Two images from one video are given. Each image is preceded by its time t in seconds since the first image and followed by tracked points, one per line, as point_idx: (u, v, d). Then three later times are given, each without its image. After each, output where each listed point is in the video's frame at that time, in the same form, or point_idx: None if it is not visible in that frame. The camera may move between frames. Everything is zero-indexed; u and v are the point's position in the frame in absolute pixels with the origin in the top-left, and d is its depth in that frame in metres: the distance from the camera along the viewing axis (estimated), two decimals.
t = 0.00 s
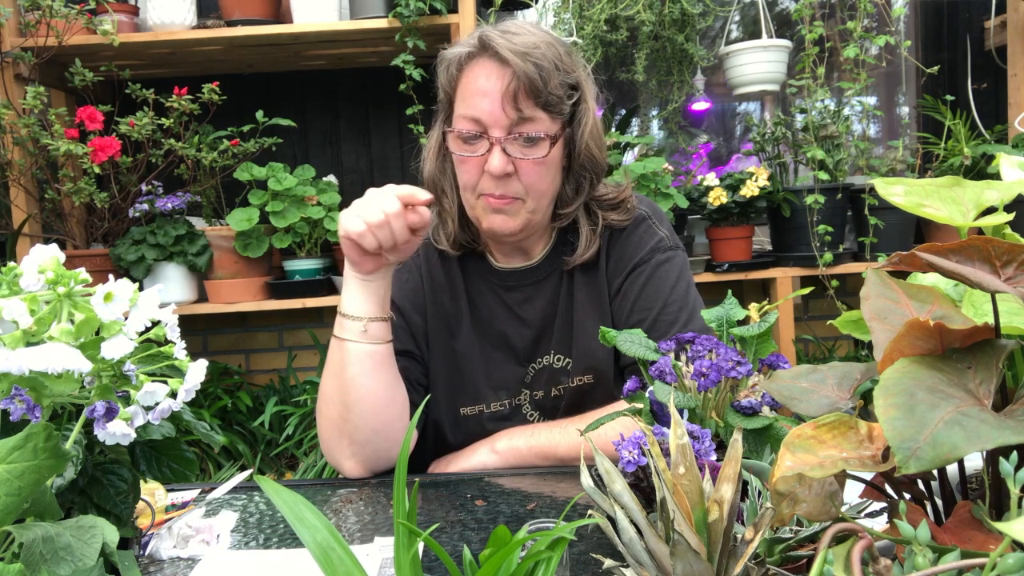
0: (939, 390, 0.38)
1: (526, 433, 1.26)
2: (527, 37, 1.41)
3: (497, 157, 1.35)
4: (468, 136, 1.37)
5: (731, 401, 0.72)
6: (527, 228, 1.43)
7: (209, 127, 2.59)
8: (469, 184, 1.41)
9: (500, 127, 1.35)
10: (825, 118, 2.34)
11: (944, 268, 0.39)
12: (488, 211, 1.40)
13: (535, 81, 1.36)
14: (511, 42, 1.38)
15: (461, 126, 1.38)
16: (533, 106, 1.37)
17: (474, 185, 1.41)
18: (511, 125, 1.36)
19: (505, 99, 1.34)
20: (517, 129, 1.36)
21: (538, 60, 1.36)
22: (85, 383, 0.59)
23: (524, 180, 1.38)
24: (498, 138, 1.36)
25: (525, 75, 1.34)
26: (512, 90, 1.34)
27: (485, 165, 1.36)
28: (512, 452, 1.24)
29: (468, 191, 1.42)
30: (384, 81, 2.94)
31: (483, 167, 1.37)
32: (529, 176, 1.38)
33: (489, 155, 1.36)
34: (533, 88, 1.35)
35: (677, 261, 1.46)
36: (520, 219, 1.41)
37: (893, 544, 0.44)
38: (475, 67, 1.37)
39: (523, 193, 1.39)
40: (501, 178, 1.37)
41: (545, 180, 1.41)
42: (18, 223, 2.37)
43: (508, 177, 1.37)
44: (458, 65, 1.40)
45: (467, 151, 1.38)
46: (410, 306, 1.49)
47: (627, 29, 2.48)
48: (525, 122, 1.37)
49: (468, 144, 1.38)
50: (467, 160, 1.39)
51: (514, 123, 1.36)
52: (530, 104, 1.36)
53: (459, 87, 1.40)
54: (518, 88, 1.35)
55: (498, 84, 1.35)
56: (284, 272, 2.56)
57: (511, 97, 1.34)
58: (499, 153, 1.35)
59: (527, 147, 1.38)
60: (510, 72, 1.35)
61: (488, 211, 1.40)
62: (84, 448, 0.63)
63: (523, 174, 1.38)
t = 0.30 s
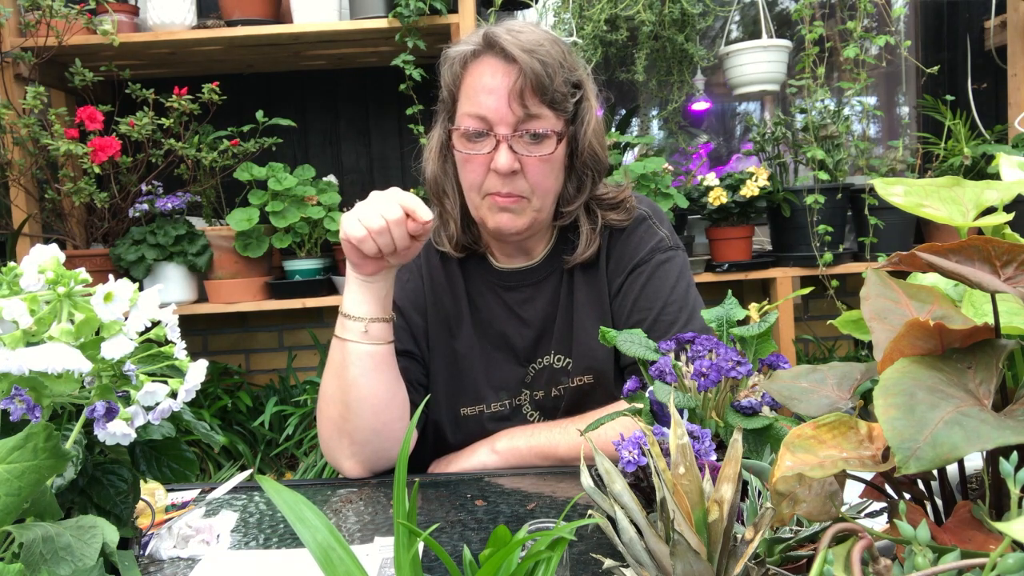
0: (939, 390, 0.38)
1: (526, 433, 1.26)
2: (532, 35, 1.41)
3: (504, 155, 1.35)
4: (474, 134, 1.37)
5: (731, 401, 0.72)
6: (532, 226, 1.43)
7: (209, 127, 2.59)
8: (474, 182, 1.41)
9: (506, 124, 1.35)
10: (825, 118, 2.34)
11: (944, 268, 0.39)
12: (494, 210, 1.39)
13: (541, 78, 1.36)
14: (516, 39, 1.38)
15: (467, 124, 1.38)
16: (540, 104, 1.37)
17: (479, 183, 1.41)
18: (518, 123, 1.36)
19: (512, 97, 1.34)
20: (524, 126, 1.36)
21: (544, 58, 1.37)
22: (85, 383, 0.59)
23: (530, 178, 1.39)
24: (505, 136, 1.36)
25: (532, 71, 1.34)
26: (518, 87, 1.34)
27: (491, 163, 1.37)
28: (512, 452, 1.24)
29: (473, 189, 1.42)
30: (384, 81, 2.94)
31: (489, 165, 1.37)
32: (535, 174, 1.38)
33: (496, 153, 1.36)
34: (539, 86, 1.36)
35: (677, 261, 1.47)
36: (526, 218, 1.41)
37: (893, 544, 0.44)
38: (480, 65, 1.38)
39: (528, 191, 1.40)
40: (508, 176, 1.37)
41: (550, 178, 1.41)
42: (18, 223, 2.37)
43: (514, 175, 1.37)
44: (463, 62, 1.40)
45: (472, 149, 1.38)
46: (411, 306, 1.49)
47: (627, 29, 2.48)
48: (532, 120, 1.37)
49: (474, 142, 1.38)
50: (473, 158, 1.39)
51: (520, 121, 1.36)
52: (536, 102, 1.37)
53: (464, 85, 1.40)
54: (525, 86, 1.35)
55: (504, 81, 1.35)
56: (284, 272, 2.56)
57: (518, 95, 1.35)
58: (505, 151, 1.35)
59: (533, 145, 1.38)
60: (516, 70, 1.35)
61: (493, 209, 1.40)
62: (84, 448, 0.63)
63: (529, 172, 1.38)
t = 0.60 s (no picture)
0: (939, 390, 0.38)
1: (526, 433, 1.26)
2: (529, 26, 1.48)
3: (504, 135, 1.37)
4: (474, 117, 1.40)
5: (731, 401, 0.72)
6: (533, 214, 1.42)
7: (209, 127, 2.59)
8: (474, 169, 1.41)
9: (506, 106, 1.39)
10: (825, 118, 2.34)
11: (944, 268, 0.39)
12: (495, 193, 1.39)
13: (539, 61, 1.41)
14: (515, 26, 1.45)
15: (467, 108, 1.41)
16: (538, 86, 1.41)
17: (479, 169, 1.41)
18: (518, 104, 1.39)
19: (512, 78, 1.39)
20: (524, 108, 1.39)
21: (542, 43, 1.43)
22: (85, 383, 0.59)
23: (530, 160, 1.39)
24: (505, 117, 1.39)
25: (531, 53, 1.40)
26: (518, 69, 1.40)
27: (491, 145, 1.38)
28: (512, 452, 1.24)
29: (473, 177, 1.42)
30: (384, 81, 2.94)
31: (490, 147, 1.38)
32: (535, 156, 1.39)
33: (496, 134, 1.38)
34: (537, 68, 1.41)
35: (676, 261, 1.46)
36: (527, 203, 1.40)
37: (893, 544, 0.44)
38: (480, 53, 1.43)
39: (529, 174, 1.40)
40: (508, 157, 1.38)
41: (551, 163, 1.42)
42: (18, 223, 2.37)
43: (515, 157, 1.38)
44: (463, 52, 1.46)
45: (472, 132, 1.40)
46: (411, 306, 1.49)
47: (627, 29, 2.48)
48: (531, 101, 1.40)
49: (474, 127, 1.40)
50: (473, 142, 1.40)
51: (520, 102, 1.40)
52: (534, 84, 1.41)
53: (464, 73, 1.45)
54: (524, 68, 1.40)
55: (503, 64, 1.41)
56: (284, 272, 2.56)
57: (517, 77, 1.39)
58: (506, 131, 1.37)
59: (533, 126, 1.40)
60: (515, 54, 1.41)
61: (494, 193, 1.39)
62: (84, 448, 0.63)
63: (529, 153, 1.39)
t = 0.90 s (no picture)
0: (938, 390, 0.38)
1: (526, 433, 1.26)
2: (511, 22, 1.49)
3: (490, 125, 1.37)
4: (461, 112, 1.40)
5: (731, 401, 0.72)
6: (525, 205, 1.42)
7: (209, 127, 2.59)
8: (464, 162, 1.41)
9: (492, 97, 1.39)
10: (825, 118, 2.34)
11: (944, 268, 0.39)
12: (485, 185, 1.39)
13: (522, 52, 1.42)
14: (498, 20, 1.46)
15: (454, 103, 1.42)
16: (523, 77, 1.42)
17: (468, 161, 1.40)
18: (504, 96, 1.40)
19: (496, 70, 1.40)
20: (510, 99, 1.40)
21: (523, 35, 1.43)
22: (85, 383, 0.59)
23: (520, 149, 1.39)
24: (490, 108, 1.39)
25: (514, 44, 1.40)
26: (501, 61, 1.40)
27: (479, 137, 1.38)
28: (512, 452, 1.24)
29: (464, 170, 1.42)
30: (384, 81, 2.94)
31: (477, 139, 1.38)
32: (524, 145, 1.39)
33: (482, 125, 1.38)
34: (521, 60, 1.42)
35: (674, 261, 1.46)
36: (518, 193, 1.40)
37: (893, 544, 0.44)
38: (465, 49, 1.45)
39: (519, 164, 1.39)
40: (496, 148, 1.37)
41: (540, 153, 1.42)
42: (18, 223, 2.37)
43: (503, 148, 1.38)
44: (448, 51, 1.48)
45: (459, 126, 1.41)
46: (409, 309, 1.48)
47: (627, 29, 2.48)
48: (516, 92, 1.40)
49: (461, 120, 1.41)
50: (461, 136, 1.40)
51: (506, 93, 1.40)
52: (519, 75, 1.41)
53: (450, 70, 1.46)
54: (507, 60, 1.41)
55: (487, 58, 1.42)
56: (284, 272, 2.56)
57: (501, 68, 1.40)
58: (492, 122, 1.37)
59: (520, 117, 1.40)
60: (498, 47, 1.42)
61: (486, 185, 1.39)
62: (84, 448, 0.63)
63: (518, 143, 1.38)
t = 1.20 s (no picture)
0: (939, 390, 0.38)
1: (526, 433, 1.26)
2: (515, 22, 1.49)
3: (493, 125, 1.37)
4: (463, 111, 1.41)
5: (732, 401, 0.72)
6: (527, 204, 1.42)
7: (209, 127, 2.59)
8: (467, 162, 1.41)
9: (494, 98, 1.39)
10: (825, 118, 2.34)
11: (945, 268, 0.39)
12: (487, 185, 1.39)
13: (525, 52, 1.42)
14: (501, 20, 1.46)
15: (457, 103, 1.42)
16: (526, 77, 1.42)
17: (471, 161, 1.41)
18: (506, 96, 1.40)
19: (499, 70, 1.40)
20: (512, 99, 1.40)
21: (527, 35, 1.43)
22: (85, 384, 0.59)
23: (522, 149, 1.39)
24: (493, 108, 1.39)
25: (517, 44, 1.41)
26: (504, 61, 1.40)
27: (482, 137, 1.38)
28: (512, 452, 1.24)
29: (467, 170, 1.42)
30: (384, 81, 2.94)
31: (480, 139, 1.38)
32: (526, 146, 1.39)
33: (485, 125, 1.38)
34: (524, 60, 1.42)
35: (675, 261, 1.46)
36: (521, 193, 1.40)
37: (893, 544, 0.44)
38: (468, 49, 1.45)
39: (521, 164, 1.39)
40: (499, 148, 1.37)
41: (542, 153, 1.42)
42: (18, 223, 2.37)
43: (505, 148, 1.38)
44: (451, 52, 1.48)
45: (462, 126, 1.41)
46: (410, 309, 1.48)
47: (627, 29, 2.48)
48: (519, 92, 1.41)
49: (464, 120, 1.41)
50: (464, 136, 1.40)
51: (508, 93, 1.40)
52: (522, 75, 1.41)
53: (452, 70, 1.46)
54: (510, 60, 1.41)
55: (490, 58, 1.42)
56: (284, 272, 2.56)
57: (504, 68, 1.40)
58: (495, 122, 1.38)
59: (522, 117, 1.40)
60: (502, 47, 1.42)
61: (488, 186, 1.39)
62: (84, 448, 0.63)
63: (520, 143, 1.39)
